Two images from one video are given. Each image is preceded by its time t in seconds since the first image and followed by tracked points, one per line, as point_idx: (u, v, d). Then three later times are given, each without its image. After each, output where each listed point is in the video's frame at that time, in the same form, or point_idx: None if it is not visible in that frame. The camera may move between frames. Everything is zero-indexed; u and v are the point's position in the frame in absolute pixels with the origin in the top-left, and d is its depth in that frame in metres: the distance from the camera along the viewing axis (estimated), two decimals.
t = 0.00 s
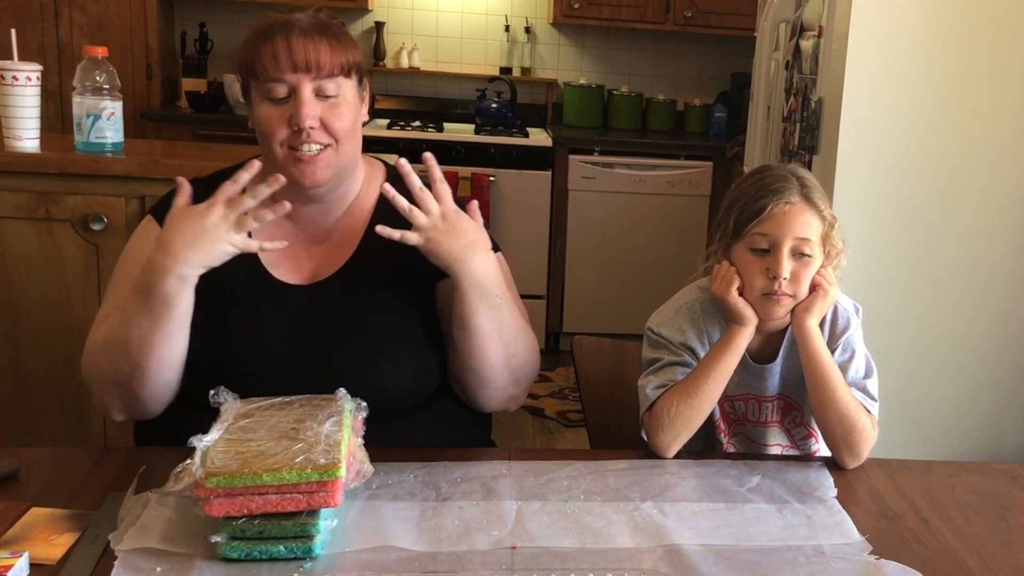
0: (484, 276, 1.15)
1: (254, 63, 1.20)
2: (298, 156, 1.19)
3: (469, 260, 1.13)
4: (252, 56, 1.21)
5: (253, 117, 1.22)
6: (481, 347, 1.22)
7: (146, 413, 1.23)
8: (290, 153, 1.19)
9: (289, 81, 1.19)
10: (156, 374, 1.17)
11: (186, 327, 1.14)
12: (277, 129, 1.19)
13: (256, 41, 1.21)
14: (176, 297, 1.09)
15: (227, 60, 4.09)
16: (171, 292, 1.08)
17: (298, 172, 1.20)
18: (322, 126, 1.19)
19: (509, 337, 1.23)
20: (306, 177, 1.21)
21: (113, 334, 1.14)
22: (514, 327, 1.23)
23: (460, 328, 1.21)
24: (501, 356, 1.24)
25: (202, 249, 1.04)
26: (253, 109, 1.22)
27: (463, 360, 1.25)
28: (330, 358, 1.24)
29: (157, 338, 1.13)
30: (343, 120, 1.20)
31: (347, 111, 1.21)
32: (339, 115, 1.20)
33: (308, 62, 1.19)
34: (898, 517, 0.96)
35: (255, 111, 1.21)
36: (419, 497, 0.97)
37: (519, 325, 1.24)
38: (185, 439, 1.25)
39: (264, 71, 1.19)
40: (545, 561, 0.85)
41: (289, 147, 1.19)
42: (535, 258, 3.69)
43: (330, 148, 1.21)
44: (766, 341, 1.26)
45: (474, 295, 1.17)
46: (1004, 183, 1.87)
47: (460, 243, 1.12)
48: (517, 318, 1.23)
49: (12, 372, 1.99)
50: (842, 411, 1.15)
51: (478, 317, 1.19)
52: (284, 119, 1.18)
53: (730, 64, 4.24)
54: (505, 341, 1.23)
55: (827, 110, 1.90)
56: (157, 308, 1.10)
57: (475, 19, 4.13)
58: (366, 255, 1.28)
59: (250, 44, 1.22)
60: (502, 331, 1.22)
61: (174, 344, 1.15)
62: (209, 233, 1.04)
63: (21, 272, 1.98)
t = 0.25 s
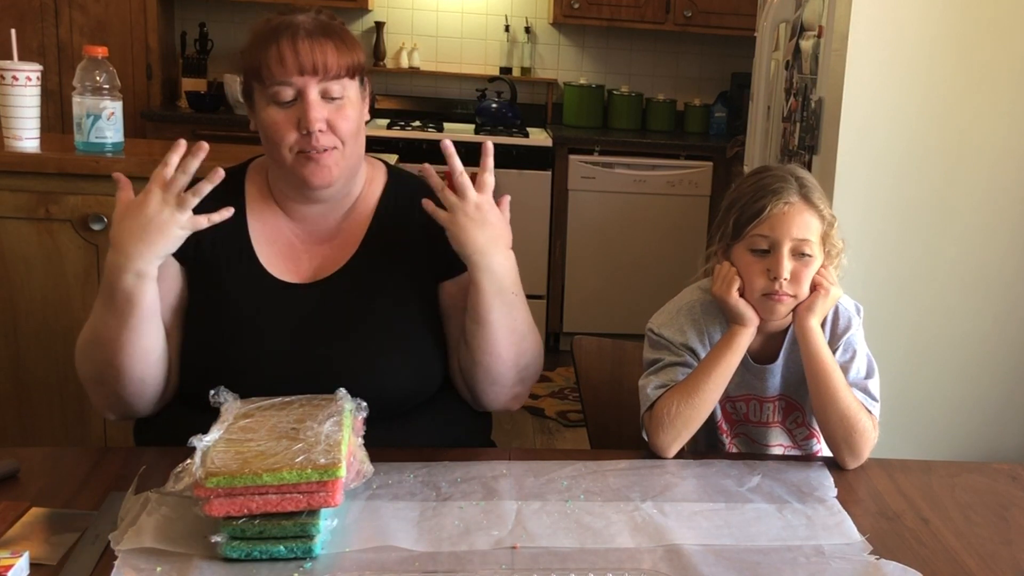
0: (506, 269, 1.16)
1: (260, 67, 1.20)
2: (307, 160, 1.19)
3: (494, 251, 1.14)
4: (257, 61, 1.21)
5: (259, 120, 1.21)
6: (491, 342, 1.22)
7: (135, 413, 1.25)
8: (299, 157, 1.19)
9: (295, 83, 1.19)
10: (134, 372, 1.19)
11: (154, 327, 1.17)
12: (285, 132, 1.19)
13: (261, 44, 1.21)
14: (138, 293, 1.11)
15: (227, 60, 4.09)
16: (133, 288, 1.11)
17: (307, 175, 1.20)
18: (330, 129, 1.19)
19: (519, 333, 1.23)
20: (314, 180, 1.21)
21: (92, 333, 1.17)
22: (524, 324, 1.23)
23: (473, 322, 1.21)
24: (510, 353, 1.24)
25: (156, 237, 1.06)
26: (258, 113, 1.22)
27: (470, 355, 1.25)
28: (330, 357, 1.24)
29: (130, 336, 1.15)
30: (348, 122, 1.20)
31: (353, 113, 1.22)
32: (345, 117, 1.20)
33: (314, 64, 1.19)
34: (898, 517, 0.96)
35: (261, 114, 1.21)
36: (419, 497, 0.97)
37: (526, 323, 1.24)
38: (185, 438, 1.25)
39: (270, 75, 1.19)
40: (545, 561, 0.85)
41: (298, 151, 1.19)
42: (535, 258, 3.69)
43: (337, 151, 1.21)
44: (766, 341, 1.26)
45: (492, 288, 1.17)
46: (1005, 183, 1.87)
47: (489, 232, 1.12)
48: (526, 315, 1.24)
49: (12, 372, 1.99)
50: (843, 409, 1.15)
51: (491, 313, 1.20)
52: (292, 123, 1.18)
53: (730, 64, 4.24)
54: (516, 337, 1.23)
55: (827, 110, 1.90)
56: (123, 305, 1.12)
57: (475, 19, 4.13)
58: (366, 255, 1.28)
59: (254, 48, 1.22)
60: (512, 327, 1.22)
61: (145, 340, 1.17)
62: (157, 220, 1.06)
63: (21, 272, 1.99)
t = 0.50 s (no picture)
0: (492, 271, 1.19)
1: (272, 70, 1.19)
2: (318, 163, 1.19)
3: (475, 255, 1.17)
4: (269, 63, 1.20)
5: (267, 122, 1.21)
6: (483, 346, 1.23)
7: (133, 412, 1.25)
8: (310, 160, 1.19)
9: (306, 87, 1.19)
10: (136, 370, 1.19)
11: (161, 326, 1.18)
12: (297, 136, 1.18)
13: (272, 47, 1.20)
14: (147, 292, 1.13)
15: (227, 60, 4.09)
16: (142, 285, 1.13)
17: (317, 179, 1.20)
18: (341, 133, 1.19)
19: (515, 335, 1.24)
20: (323, 184, 1.21)
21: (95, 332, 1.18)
22: (520, 326, 1.25)
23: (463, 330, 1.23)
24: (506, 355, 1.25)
25: (170, 228, 1.13)
26: (266, 115, 1.21)
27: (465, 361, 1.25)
28: (330, 357, 1.23)
29: (135, 333, 1.16)
30: (358, 126, 1.21)
31: (361, 117, 1.22)
32: (355, 121, 1.21)
33: (327, 68, 1.18)
34: (898, 517, 0.96)
35: (271, 116, 1.20)
36: (419, 497, 0.97)
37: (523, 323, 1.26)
38: (184, 438, 1.25)
39: (282, 79, 1.19)
40: (545, 561, 0.85)
41: (309, 155, 1.19)
42: (535, 258, 3.69)
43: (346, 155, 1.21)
44: (766, 341, 1.26)
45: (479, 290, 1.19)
46: (1004, 183, 1.87)
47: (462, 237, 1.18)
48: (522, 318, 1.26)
49: (12, 372, 1.99)
50: (843, 409, 1.15)
51: (484, 315, 1.21)
52: (304, 127, 1.18)
53: (730, 64, 4.24)
54: (510, 341, 1.24)
55: (827, 110, 1.90)
56: (131, 302, 1.14)
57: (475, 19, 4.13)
58: (366, 255, 1.28)
59: (263, 50, 1.21)
60: (506, 330, 1.23)
61: (151, 338, 1.18)
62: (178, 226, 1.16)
63: (21, 272, 1.99)
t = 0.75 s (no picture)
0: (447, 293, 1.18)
1: (311, 72, 1.19)
2: (333, 168, 1.21)
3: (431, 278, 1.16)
4: (309, 64, 1.19)
5: (290, 117, 1.20)
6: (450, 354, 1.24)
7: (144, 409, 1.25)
8: (325, 164, 1.20)
9: (342, 94, 1.19)
10: (163, 374, 1.20)
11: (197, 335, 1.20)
12: (321, 141, 1.19)
13: (316, 49, 1.20)
14: (201, 308, 1.15)
15: (227, 60, 4.09)
16: (198, 302, 1.14)
17: (327, 183, 1.21)
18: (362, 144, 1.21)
19: (489, 343, 1.24)
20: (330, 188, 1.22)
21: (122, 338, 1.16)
22: (493, 334, 1.24)
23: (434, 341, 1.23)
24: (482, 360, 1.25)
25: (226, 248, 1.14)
26: (289, 111, 1.20)
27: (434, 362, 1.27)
28: (327, 356, 1.24)
29: (173, 343, 1.17)
30: (379, 140, 1.23)
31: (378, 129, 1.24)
32: (375, 133, 1.23)
33: (367, 81, 1.19)
34: (897, 517, 0.96)
35: (296, 113, 1.20)
36: (418, 497, 0.97)
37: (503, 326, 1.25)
38: (185, 438, 1.25)
39: (318, 82, 1.19)
40: (545, 561, 0.85)
41: (326, 159, 1.20)
42: (535, 258, 3.69)
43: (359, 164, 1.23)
44: (765, 340, 1.26)
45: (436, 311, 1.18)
46: (1004, 183, 1.87)
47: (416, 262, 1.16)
48: (496, 323, 1.24)
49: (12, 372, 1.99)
50: (849, 412, 1.15)
51: (450, 330, 1.20)
52: (331, 131, 1.19)
53: (730, 64, 4.24)
54: (479, 350, 1.24)
55: (827, 110, 1.90)
56: (181, 317, 1.15)
57: (475, 19, 4.13)
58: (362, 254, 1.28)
59: (307, 50, 1.20)
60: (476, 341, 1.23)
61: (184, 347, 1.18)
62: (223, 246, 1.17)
63: (21, 272, 1.99)
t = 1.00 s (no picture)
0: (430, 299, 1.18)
1: (323, 75, 1.19)
2: (339, 173, 1.21)
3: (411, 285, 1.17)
4: (321, 67, 1.19)
5: (298, 120, 1.20)
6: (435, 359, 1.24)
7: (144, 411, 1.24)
8: (332, 169, 1.21)
9: (351, 99, 1.20)
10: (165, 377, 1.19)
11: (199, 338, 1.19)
12: (330, 145, 1.20)
13: (329, 53, 1.20)
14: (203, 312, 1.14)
15: (227, 60, 4.09)
16: (201, 305, 1.13)
17: (332, 186, 1.21)
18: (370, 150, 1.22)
19: (478, 347, 1.24)
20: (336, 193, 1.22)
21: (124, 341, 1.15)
22: (480, 338, 1.23)
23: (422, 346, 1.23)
24: (471, 364, 1.25)
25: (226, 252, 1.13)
26: (298, 113, 1.20)
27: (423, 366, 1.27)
28: (326, 356, 1.24)
29: (176, 347, 1.16)
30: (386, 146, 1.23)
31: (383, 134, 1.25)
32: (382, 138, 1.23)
33: (376, 87, 1.20)
34: (897, 517, 0.96)
35: (304, 117, 1.20)
36: (418, 497, 0.97)
37: (492, 328, 1.25)
38: (185, 439, 1.25)
39: (330, 86, 1.19)
40: (545, 561, 0.85)
41: (334, 164, 1.21)
42: (535, 258, 3.69)
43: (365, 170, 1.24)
44: (764, 340, 1.26)
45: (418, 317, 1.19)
46: (1004, 183, 1.87)
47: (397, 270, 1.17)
48: (484, 327, 1.24)
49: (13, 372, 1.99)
50: (849, 409, 1.15)
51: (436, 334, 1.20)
52: (339, 136, 1.20)
53: (730, 64, 4.24)
54: (465, 355, 1.24)
55: (827, 110, 1.90)
56: (185, 320, 1.14)
57: (475, 19, 4.13)
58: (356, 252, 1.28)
59: (320, 53, 1.20)
60: (462, 346, 1.23)
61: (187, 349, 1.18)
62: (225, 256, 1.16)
63: (21, 272, 1.99)
